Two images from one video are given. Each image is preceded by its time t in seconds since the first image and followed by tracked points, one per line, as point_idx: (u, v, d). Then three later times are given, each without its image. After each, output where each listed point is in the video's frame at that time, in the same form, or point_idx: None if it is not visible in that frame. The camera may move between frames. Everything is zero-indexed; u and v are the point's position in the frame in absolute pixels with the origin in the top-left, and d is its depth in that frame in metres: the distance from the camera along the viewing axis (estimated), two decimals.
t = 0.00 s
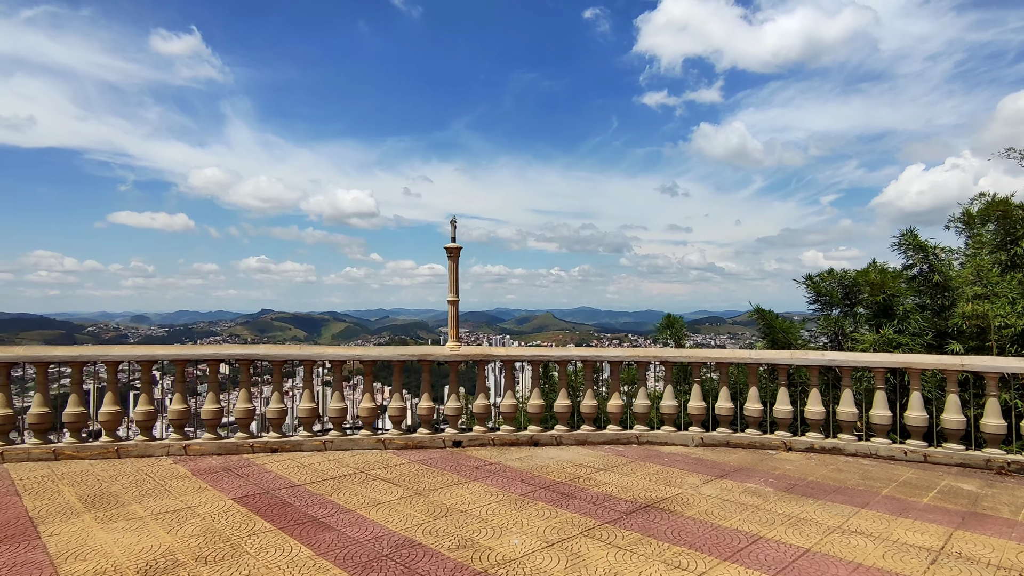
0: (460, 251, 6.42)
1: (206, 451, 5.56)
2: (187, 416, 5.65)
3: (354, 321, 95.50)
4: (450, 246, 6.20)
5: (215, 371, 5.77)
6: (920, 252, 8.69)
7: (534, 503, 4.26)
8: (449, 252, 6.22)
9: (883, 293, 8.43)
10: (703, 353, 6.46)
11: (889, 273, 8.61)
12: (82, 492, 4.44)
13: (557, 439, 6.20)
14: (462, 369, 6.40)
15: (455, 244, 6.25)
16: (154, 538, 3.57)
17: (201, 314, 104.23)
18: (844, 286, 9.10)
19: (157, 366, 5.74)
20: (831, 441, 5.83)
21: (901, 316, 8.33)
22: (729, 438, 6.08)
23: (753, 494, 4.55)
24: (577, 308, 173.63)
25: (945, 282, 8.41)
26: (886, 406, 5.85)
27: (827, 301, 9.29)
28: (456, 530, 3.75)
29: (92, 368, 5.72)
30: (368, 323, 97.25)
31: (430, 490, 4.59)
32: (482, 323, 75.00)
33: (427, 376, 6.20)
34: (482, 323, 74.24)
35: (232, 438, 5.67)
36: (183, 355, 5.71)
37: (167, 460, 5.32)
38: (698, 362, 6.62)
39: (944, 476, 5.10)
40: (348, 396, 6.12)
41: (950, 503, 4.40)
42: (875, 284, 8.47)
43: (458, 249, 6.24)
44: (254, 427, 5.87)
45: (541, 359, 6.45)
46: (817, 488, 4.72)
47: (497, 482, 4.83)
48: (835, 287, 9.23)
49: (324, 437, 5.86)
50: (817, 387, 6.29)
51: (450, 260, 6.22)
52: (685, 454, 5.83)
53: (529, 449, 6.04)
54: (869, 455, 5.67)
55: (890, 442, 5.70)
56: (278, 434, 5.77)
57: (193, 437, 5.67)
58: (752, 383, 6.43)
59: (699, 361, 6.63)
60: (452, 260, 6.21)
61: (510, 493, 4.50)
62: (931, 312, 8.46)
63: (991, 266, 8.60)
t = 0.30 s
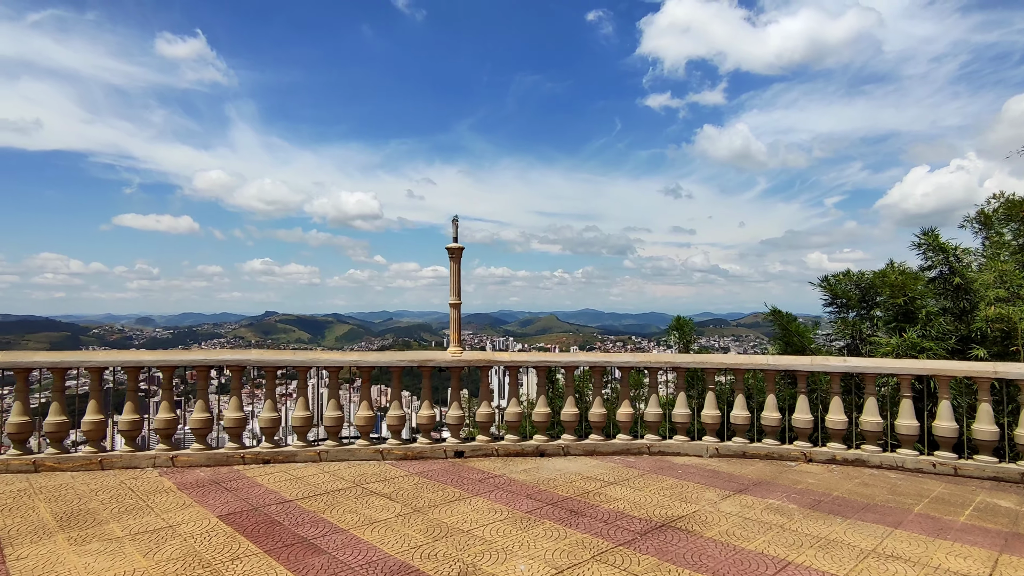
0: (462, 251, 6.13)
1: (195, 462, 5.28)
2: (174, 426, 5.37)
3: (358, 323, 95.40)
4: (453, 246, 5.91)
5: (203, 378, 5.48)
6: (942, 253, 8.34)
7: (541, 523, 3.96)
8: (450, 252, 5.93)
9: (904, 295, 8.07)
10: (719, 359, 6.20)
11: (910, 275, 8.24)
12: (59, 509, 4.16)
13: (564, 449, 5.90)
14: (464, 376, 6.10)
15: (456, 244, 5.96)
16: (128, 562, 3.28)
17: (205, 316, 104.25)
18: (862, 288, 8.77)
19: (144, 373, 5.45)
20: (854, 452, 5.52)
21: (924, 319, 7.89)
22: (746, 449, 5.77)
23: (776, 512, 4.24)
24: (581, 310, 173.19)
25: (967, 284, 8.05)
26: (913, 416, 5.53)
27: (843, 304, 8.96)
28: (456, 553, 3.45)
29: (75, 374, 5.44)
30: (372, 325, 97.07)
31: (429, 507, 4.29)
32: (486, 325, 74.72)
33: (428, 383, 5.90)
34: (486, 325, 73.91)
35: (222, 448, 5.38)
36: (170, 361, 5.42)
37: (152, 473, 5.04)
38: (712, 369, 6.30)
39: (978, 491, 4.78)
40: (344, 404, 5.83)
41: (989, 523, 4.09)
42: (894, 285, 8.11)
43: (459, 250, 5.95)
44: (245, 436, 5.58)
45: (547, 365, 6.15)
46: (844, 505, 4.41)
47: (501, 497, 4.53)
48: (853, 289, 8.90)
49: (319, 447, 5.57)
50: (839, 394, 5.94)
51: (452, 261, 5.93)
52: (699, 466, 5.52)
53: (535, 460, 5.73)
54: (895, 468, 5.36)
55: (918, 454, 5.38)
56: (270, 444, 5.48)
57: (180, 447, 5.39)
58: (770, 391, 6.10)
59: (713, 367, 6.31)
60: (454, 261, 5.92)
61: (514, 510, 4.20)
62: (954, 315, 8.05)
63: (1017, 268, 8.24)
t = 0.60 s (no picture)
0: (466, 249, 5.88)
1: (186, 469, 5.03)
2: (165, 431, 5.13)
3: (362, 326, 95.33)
4: (456, 243, 5.66)
5: (195, 381, 5.23)
6: (963, 251, 8.05)
7: (551, 537, 3.69)
8: (454, 250, 5.68)
9: (923, 295, 7.72)
10: (734, 361, 5.89)
11: (929, 274, 7.88)
12: (39, 520, 3.92)
13: (573, 455, 5.64)
14: (469, 379, 5.86)
15: (460, 241, 5.69)
16: None
17: (209, 318, 104.30)
18: (879, 289, 8.51)
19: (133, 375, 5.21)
20: (879, 460, 5.25)
21: (948, 321, 7.50)
22: (764, 456, 5.51)
23: (802, 525, 3.98)
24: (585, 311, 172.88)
25: (987, 283, 7.74)
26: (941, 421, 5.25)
27: (860, 305, 8.70)
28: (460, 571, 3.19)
29: (61, 377, 5.20)
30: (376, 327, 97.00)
31: (432, 518, 4.03)
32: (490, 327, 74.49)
33: (430, 387, 5.64)
34: (490, 327, 73.70)
35: (214, 455, 5.14)
36: (160, 363, 5.17)
37: (141, 481, 4.80)
38: (728, 372, 6.00)
39: (1013, 501, 4.51)
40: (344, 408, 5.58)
41: None
42: (914, 285, 7.80)
43: (464, 247, 5.70)
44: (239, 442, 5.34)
45: (555, 368, 5.89)
46: (873, 518, 4.14)
47: (507, 508, 4.27)
48: (870, 289, 8.64)
49: (316, 453, 5.32)
50: (864, 399, 5.58)
51: (455, 258, 5.68)
52: (715, 474, 5.26)
53: (543, 467, 5.48)
54: (922, 477, 5.09)
55: (946, 462, 5.11)
56: (265, 450, 5.23)
57: (171, 454, 5.15)
58: (788, 395, 5.80)
59: (729, 370, 6.02)
60: (457, 258, 5.67)
61: (523, 523, 3.94)
62: (976, 316, 7.69)
63: None
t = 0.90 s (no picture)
0: (473, 248, 5.60)
1: (178, 480, 4.78)
2: (155, 440, 4.87)
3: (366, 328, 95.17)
4: (462, 242, 5.38)
5: (187, 387, 4.96)
6: (989, 251, 7.74)
7: (566, 558, 3.42)
8: (460, 249, 5.41)
9: (949, 297, 7.42)
10: (754, 367, 5.55)
11: (955, 274, 7.58)
12: (16, 538, 3.65)
13: (585, 465, 5.36)
14: (476, 385, 5.58)
15: (466, 240, 5.41)
16: None
17: (213, 320, 104.31)
18: (901, 289, 8.20)
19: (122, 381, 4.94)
20: (910, 471, 4.97)
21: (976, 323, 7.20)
22: (787, 466, 5.22)
23: (836, 545, 3.69)
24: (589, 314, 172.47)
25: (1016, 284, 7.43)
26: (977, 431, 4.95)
27: (881, 307, 8.40)
28: None
29: (46, 383, 4.94)
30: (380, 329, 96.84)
31: (437, 536, 3.75)
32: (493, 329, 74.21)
33: (435, 393, 5.37)
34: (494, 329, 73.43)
35: (208, 465, 4.87)
36: (150, 369, 4.90)
37: (130, 493, 4.54)
38: (749, 378, 5.64)
39: None
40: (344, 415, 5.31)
41: None
42: (939, 286, 7.50)
43: (470, 246, 5.42)
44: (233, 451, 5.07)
45: (566, 373, 5.60)
46: (912, 537, 3.85)
47: (518, 524, 3.99)
48: (892, 290, 8.33)
49: (315, 463, 5.05)
50: (895, 407, 5.21)
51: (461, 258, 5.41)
52: (736, 486, 4.97)
53: (553, 477, 5.20)
54: (957, 490, 4.80)
55: (982, 474, 4.82)
56: (262, 460, 4.97)
57: (162, 464, 4.89)
58: (811, 402, 5.47)
59: (750, 377, 5.63)
60: (463, 258, 5.40)
61: (535, 542, 3.66)
62: (1004, 318, 7.39)
63: None
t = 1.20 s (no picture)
0: (478, 246, 5.34)
1: (166, 491, 4.52)
2: (143, 449, 4.61)
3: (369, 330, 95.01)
4: (466, 240, 5.11)
5: (177, 392, 4.70)
6: (1017, 250, 7.43)
7: None
8: (465, 247, 5.13)
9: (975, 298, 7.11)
10: (776, 372, 5.23)
11: (981, 274, 7.27)
12: None
13: (596, 476, 5.08)
14: (481, 390, 5.30)
15: (471, 238, 5.14)
16: None
17: (216, 322, 104.23)
18: (923, 290, 7.89)
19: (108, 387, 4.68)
20: (942, 483, 4.68)
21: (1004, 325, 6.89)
22: (810, 477, 4.94)
23: (872, 565, 3.40)
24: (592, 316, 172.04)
25: None
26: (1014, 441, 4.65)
27: (902, 308, 8.08)
28: None
29: (29, 389, 4.68)
30: (383, 331, 96.61)
31: (440, 555, 3.48)
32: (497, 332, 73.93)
33: (438, 399, 5.09)
34: (498, 331, 73.13)
35: (198, 476, 4.61)
36: (137, 374, 4.64)
37: (114, 506, 4.28)
38: (768, 384, 5.32)
39: None
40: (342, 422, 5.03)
41: None
42: (964, 287, 7.19)
43: (475, 244, 5.15)
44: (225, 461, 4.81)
45: (576, 378, 5.31)
46: (953, 556, 3.56)
47: (527, 541, 3.71)
48: (913, 291, 8.02)
49: (311, 474, 4.78)
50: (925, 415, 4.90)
51: (465, 256, 5.14)
52: (758, 499, 4.68)
53: (563, 489, 4.92)
54: (993, 503, 4.51)
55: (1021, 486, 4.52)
56: (254, 470, 4.71)
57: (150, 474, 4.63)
58: (835, 409, 5.14)
59: (768, 383, 5.32)
60: (468, 257, 5.13)
61: (545, 561, 3.39)
62: None
63: None
